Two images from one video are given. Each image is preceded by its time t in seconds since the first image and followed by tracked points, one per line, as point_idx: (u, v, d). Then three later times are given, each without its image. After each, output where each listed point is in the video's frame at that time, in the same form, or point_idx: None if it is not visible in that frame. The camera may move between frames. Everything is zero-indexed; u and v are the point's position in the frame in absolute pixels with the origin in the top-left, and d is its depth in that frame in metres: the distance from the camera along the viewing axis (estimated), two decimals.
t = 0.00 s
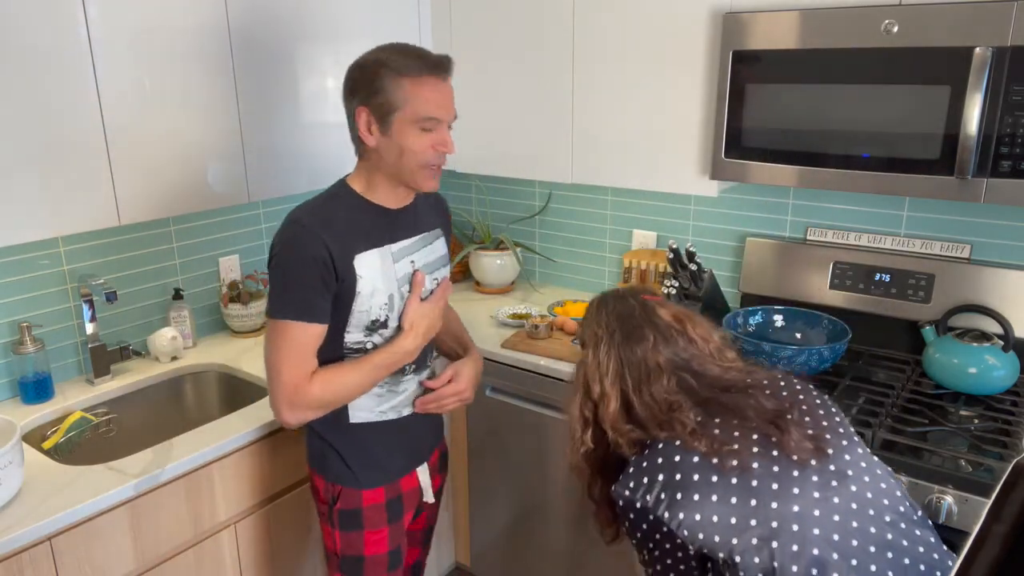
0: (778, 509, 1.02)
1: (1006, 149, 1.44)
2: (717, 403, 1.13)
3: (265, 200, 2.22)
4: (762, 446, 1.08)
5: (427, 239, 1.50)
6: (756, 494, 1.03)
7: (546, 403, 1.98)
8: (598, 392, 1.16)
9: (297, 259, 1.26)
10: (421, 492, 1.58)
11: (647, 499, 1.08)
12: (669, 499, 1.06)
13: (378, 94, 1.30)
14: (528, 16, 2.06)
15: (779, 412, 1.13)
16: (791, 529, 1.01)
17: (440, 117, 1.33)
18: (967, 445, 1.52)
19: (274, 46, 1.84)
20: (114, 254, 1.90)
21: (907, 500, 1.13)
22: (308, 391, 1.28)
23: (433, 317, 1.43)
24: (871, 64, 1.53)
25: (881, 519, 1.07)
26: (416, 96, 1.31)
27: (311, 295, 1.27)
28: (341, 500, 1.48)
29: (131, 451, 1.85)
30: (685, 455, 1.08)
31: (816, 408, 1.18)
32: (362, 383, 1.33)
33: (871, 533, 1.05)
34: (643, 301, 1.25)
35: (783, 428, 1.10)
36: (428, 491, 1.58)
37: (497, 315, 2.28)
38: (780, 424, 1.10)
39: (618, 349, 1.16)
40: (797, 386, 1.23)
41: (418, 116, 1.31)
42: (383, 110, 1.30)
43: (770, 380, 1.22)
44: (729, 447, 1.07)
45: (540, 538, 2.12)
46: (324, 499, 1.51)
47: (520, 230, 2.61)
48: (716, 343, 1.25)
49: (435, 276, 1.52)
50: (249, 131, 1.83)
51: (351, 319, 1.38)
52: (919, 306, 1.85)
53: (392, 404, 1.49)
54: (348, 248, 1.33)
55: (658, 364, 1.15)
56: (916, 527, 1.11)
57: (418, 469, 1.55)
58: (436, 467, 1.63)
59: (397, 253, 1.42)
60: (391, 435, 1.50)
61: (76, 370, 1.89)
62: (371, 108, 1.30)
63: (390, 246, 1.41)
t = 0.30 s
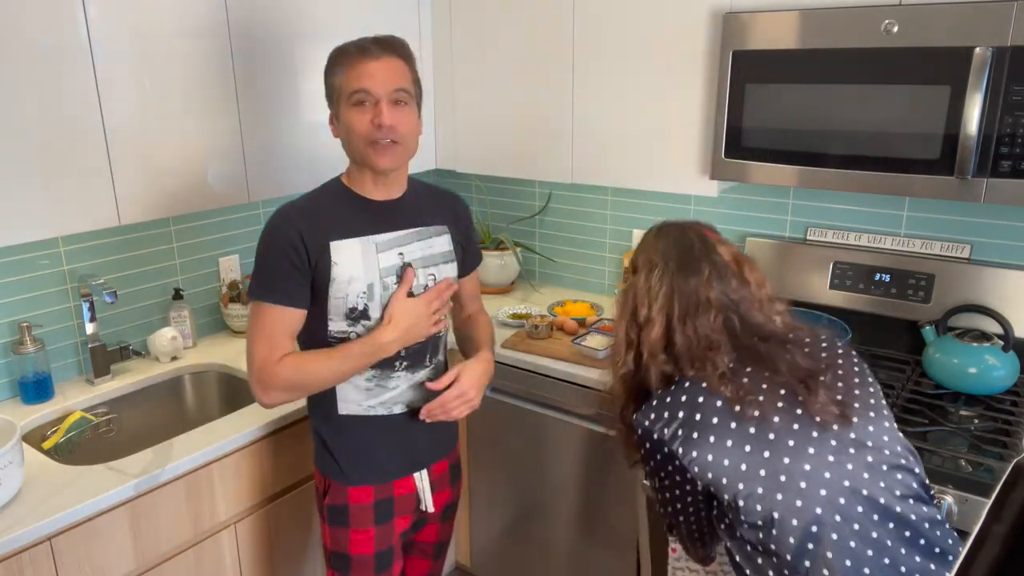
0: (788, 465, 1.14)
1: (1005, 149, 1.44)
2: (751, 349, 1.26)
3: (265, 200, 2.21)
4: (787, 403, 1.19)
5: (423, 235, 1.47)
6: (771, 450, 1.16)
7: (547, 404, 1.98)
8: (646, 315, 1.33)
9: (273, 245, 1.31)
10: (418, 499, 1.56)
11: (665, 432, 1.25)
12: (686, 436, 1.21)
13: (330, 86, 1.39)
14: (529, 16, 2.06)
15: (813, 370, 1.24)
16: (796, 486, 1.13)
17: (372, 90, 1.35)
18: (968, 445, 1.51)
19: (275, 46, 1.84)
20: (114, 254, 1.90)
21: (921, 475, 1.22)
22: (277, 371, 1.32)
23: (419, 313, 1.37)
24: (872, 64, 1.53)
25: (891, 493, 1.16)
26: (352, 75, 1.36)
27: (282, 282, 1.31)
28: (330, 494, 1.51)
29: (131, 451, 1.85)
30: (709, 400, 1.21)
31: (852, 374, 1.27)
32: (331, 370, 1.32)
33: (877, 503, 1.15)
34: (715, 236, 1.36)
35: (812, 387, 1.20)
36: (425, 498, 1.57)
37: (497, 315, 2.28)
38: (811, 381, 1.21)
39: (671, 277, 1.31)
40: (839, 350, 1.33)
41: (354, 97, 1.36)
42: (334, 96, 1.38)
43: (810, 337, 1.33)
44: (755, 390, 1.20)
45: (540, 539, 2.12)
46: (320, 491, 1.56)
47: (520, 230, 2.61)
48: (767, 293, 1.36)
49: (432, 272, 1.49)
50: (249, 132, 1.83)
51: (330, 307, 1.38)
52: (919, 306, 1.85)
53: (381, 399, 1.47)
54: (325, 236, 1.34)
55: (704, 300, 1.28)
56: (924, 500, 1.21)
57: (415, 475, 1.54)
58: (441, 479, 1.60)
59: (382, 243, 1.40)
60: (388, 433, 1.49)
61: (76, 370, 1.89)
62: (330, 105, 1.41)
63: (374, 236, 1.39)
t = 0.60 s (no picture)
0: (786, 426, 1.16)
1: (1005, 149, 1.44)
2: (786, 310, 1.23)
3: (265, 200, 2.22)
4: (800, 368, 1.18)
5: (424, 236, 1.46)
6: (774, 410, 1.16)
7: (546, 404, 1.98)
8: (697, 256, 1.29)
9: (271, 241, 1.32)
10: (414, 500, 1.55)
11: (677, 372, 1.25)
12: (694, 381, 1.22)
13: (331, 86, 1.40)
14: (529, 16, 2.06)
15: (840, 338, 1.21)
16: (790, 448, 1.15)
17: (371, 87, 1.35)
18: (968, 445, 1.51)
19: (275, 46, 1.84)
20: (114, 254, 1.90)
21: (919, 461, 1.22)
22: (274, 362, 1.32)
23: (416, 317, 1.35)
24: (871, 64, 1.52)
25: (881, 474, 1.18)
26: (352, 74, 1.36)
27: (279, 277, 1.32)
28: (326, 491, 1.51)
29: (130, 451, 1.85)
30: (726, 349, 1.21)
31: (876, 354, 1.24)
32: (325, 364, 1.32)
33: (865, 477, 1.17)
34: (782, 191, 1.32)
35: (832, 356, 1.18)
36: (422, 500, 1.56)
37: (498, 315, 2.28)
38: (833, 350, 1.19)
39: (731, 222, 1.27)
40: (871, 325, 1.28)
41: (355, 94, 1.36)
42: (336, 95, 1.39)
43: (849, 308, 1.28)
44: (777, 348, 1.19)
45: (540, 538, 2.12)
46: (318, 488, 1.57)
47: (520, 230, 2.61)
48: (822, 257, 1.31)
49: (431, 272, 1.47)
50: (249, 132, 1.83)
51: (327, 303, 1.38)
52: (919, 306, 1.85)
53: (377, 398, 1.47)
54: (323, 233, 1.35)
55: (757, 251, 1.25)
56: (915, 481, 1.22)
57: (412, 476, 1.53)
58: (440, 482, 1.59)
59: (379, 242, 1.39)
60: (384, 432, 1.48)
61: (76, 370, 1.89)
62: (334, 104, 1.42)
63: (372, 235, 1.39)
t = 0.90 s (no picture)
0: (759, 402, 1.16)
1: (1005, 149, 1.44)
2: (800, 290, 1.19)
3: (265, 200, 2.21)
4: (786, 349, 1.16)
5: (422, 233, 1.48)
6: (749, 387, 1.16)
7: (547, 403, 1.98)
8: (732, 222, 1.25)
9: (275, 246, 1.31)
10: (422, 494, 1.56)
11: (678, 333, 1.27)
12: (688, 345, 1.24)
13: (363, 86, 1.34)
14: (529, 16, 2.06)
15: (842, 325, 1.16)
16: (758, 424, 1.16)
17: (424, 102, 1.37)
18: (968, 445, 1.52)
19: (275, 45, 1.84)
20: (114, 254, 1.90)
21: (892, 459, 1.19)
22: (282, 369, 1.31)
23: (425, 319, 1.37)
24: (870, 65, 1.53)
25: (847, 464, 1.16)
26: (399, 84, 1.35)
27: (284, 282, 1.31)
28: (334, 493, 1.50)
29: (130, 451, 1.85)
30: (725, 316, 1.22)
31: (877, 347, 1.18)
32: (334, 369, 1.32)
33: (830, 464, 1.16)
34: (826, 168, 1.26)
35: (826, 343, 1.14)
36: (429, 493, 1.56)
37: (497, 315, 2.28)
38: (828, 337, 1.14)
39: (770, 192, 1.22)
40: (884, 316, 1.21)
41: (401, 102, 1.35)
42: (371, 99, 1.35)
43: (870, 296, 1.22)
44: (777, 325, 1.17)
45: (540, 538, 2.12)
46: (324, 491, 1.55)
47: (520, 230, 2.61)
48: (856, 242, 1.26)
49: (430, 269, 1.50)
50: (249, 132, 1.83)
51: (334, 305, 1.38)
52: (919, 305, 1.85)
53: (384, 396, 1.48)
54: (327, 234, 1.35)
55: (792, 227, 1.20)
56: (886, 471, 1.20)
57: (418, 470, 1.53)
58: (444, 472, 1.61)
59: (384, 242, 1.40)
60: (385, 431, 1.48)
61: (76, 370, 1.89)
62: (359, 99, 1.35)
63: (376, 235, 1.40)
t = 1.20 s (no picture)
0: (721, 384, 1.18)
1: (1005, 149, 1.44)
2: (791, 279, 1.17)
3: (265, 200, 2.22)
4: (757, 337, 1.16)
5: (416, 234, 1.49)
6: (715, 371, 1.19)
7: (547, 403, 1.98)
8: (730, 205, 1.22)
9: (283, 252, 1.29)
10: (424, 489, 1.57)
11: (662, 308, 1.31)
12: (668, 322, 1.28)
13: (395, 100, 1.31)
14: (529, 16, 2.06)
15: (818, 315, 1.15)
16: (720, 405, 1.19)
17: (447, 124, 1.38)
18: (968, 445, 1.51)
19: (274, 46, 1.84)
20: (114, 254, 1.90)
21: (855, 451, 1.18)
22: (295, 380, 1.29)
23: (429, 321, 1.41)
24: (870, 64, 1.53)
25: (802, 452, 1.17)
26: (430, 105, 1.34)
27: (293, 292, 1.28)
28: (342, 497, 1.49)
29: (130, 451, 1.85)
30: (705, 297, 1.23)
31: (851, 340, 1.14)
32: (347, 376, 1.32)
33: (785, 451, 1.17)
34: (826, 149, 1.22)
35: (797, 333, 1.14)
36: (432, 488, 1.58)
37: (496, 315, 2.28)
38: (798, 329, 1.14)
39: (768, 175, 1.18)
40: (870, 308, 1.17)
41: (429, 123, 1.35)
42: (400, 114, 1.32)
43: (860, 284, 1.18)
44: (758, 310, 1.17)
45: (540, 538, 2.12)
46: (327, 497, 1.53)
47: (520, 230, 2.61)
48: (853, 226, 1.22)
49: (426, 270, 1.52)
50: (249, 131, 1.83)
51: (340, 311, 1.37)
52: (919, 305, 1.85)
53: (388, 396, 1.48)
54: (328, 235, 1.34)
55: (788, 213, 1.17)
56: (847, 462, 1.19)
57: (420, 465, 1.55)
58: (440, 465, 1.62)
59: (385, 245, 1.41)
60: (386, 430, 1.48)
61: (76, 370, 1.89)
62: (387, 111, 1.31)
63: (377, 238, 1.40)
